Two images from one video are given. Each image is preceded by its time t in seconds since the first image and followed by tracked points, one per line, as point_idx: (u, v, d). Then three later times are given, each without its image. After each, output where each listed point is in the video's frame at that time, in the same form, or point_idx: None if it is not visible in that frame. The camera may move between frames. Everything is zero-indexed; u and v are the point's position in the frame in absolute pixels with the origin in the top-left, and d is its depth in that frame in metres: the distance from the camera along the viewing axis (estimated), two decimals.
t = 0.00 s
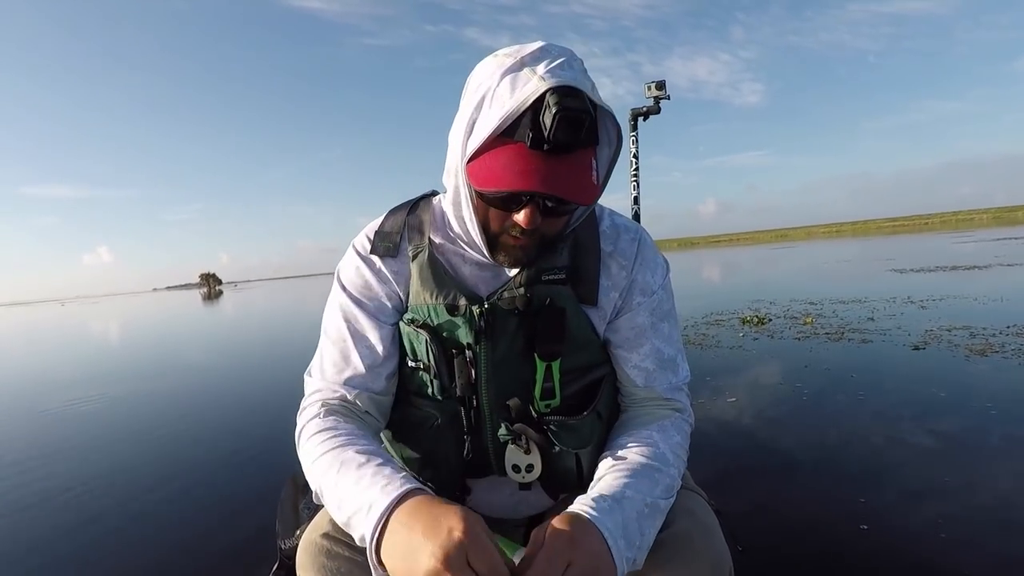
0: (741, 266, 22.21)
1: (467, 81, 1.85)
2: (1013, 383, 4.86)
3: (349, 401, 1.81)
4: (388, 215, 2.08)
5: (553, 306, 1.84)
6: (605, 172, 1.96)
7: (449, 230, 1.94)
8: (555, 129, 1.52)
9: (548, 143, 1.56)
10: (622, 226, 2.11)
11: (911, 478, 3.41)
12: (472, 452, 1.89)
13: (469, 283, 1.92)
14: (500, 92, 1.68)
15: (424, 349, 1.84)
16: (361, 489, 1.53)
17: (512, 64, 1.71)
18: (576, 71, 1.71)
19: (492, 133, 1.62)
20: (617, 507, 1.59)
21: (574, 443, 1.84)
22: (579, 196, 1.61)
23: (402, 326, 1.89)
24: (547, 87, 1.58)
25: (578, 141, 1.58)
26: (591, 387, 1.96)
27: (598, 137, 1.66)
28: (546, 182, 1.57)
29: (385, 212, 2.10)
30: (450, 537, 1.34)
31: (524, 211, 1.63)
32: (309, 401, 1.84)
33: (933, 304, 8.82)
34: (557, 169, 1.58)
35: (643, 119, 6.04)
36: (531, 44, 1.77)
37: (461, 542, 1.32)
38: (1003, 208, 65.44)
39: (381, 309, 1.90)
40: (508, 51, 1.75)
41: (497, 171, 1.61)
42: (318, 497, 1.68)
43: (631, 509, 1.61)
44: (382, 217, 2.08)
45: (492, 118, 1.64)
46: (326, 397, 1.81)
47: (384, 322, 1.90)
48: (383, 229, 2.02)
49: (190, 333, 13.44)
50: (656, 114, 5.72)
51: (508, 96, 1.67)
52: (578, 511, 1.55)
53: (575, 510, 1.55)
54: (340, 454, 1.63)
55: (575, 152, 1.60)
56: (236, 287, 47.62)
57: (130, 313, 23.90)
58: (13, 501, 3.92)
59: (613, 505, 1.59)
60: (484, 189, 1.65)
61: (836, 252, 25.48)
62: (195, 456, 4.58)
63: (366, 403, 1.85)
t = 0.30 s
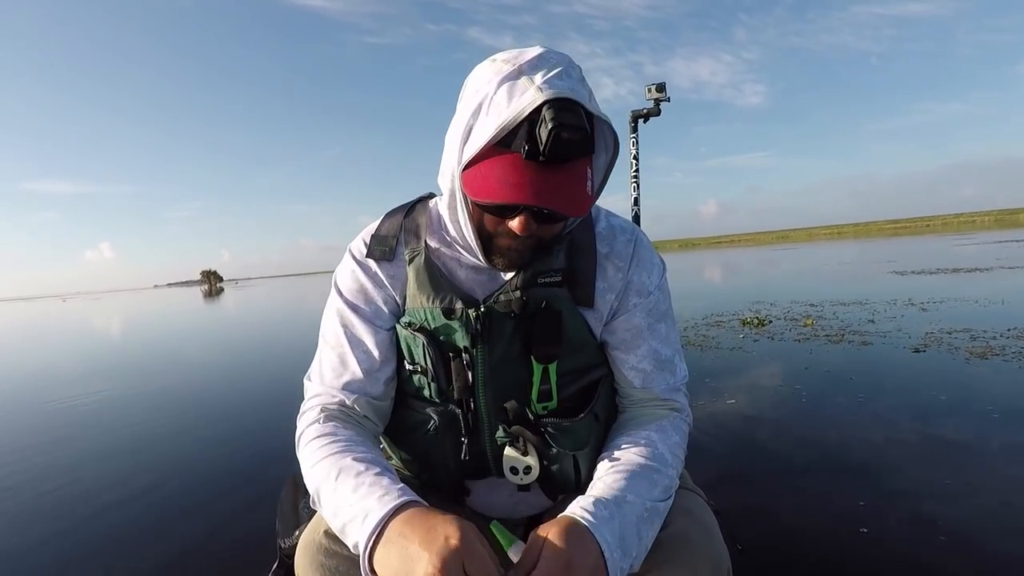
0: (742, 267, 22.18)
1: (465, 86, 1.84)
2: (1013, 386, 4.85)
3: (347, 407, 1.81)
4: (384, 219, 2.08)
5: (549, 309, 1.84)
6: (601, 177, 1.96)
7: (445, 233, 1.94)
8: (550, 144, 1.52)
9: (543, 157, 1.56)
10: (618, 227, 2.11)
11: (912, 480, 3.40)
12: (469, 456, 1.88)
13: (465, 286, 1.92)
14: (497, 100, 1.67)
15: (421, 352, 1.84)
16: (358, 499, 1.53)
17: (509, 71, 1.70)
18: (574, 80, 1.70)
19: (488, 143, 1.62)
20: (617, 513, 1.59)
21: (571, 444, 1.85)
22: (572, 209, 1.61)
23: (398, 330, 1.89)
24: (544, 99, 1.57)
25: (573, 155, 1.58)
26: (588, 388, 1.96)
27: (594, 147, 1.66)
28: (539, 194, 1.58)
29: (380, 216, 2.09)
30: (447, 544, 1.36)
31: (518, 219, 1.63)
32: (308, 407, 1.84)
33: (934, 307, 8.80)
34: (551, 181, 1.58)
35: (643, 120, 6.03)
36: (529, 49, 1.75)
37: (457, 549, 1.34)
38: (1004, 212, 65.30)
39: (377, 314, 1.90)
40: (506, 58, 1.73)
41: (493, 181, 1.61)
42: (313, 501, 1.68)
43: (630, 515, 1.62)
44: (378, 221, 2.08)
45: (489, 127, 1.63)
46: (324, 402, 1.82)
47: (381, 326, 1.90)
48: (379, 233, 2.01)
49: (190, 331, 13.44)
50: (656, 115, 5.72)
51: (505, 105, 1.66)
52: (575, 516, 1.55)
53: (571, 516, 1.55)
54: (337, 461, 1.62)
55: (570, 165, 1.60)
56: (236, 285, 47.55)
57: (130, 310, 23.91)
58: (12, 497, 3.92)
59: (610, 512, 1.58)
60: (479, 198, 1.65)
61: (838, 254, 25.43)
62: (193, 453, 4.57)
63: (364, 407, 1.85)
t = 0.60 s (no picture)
0: (743, 266, 22.15)
1: (464, 84, 1.83)
2: (1014, 385, 4.83)
3: (344, 408, 1.80)
4: (381, 218, 2.07)
5: (547, 309, 1.83)
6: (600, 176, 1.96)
7: (442, 233, 1.93)
8: (553, 145, 1.52)
9: (545, 157, 1.56)
10: (615, 226, 2.10)
11: (912, 480, 3.38)
12: (467, 456, 1.87)
13: (463, 286, 1.91)
14: (498, 99, 1.66)
15: (418, 353, 1.83)
16: (359, 502, 1.53)
17: (510, 70, 1.69)
18: (575, 80, 1.69)
19: (489, 143, 1.61)
20: (623, 520, 1.59)
21: (570, 445, 1.84)
22: (574, 210, 1.61)
23: (395, 330, 1.88)
24: (546, 99, 1.57)
25: (576, 156, 1.57)
26: (587, 388, 1.95)
27: (595, 148, 1.65)
28: (542, 195, 1.57)
29: (378, 215, 2.08)
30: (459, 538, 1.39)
31: (518, 219, 1.62)
32: (305, 407, 1.83)
33: (934, 306, 8.78)
34: (553, 182, 1.58)
35: (641, 119, 6.02)
36: (529, 48, 1.74)
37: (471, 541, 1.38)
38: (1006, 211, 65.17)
39: (375, 314, 1.89)
40: (507, 57, 1.73)
41: (494, 182, 1.60)
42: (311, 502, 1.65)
43: (636, 520, 1.61)
44: (375, 220, 2.07)
45: (490, 126, 1.62)
46: (322, 403, 1.81)
47: (378, 327, 1.89)
48: (376, 232, 2.00)
49: (190, 331, 13.44)
50: (654, 114, 5.70)
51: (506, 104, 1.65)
52: (580, 523, 1.54)
53: (576, 523, 1.54)
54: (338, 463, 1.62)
55: (572, 166, 1.59)
56: (237, 285, 47.61)
57: (131, 310, 23.92)
58: (13, 496, 3.92)
59: (615, 519, 1.57)
60: (480, 199, 1.64)
61: (839, 254, 25.39)
62: (192, 453, 4.57)
63: (362, 408, 1.85)
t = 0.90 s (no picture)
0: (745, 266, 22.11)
1: (464, 85, 1.83)
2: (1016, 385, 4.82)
3: (344, 409, 1.81)
4: (380, 219, 2.07)
5: (547, 309, 1.83)
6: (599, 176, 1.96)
7: (442, 234, 1.93)
8: (552, 146, 1.52)
9: (544, 158, 1.56)
10: (615, 226, 2.10)
11: (913, 480, 3.38)
12: (467, 457, 1.88)
13: (462, 287, 1.91)
14: (498, 100, 1.66)
15: (418, 353, 1.83)
16: (354, 515, 1.51)
17: (510, 71, 1.69)
18: (575, 81, 1.69)
19: (488, 143, 1.61)
20: (609, 508, 1.59)
21: (569, 446, 1.84)
22: (573, 211, 1.61)
23: (395, 331, 1.88)
24: (546, 100, 1.57)
25: (575, 157, 1.57)
26: (586, 388, 1.95)
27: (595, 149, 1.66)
28: (541, 196, 1.57)
29: (378, 216, 2.09)
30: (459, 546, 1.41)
31: (517, 220, 1.62)
32: (304, 408, 1.83)
33: (937, 306, 8.76)
34: (553, 183, 1.58)
35: (641, 119, 6.02)
36: (529, 50, 1.75)
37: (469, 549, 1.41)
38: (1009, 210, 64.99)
39: (374, 315, 1.90)
40: (507, 58, 1.73)
41: (493, 183, 1.60)
42: (309, 501, 1.62)
43: (623, 510, 1.61)
44: (375, 220, 2.08)
45: (490, 127, 1.62)
46: (321, 404, 1.81)
47: (378, 328, 1.90)
48: (376, 233, 2.01)
49: (192, 331, 13.46)
50: (654, 114, 5.70)
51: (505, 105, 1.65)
52: (566, 513, 1.55)
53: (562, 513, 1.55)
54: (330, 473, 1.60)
55: (572, 167, 1.60)
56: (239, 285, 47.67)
57: (133, 310, 23.98)
58: (16, 495, 3.94)
59: (602, 507, 1.58)
60: (479, 199, 1.64)
61: (841, 253, 25.33)
62: (193, 453, 4.57)
63: (361, 408, 1.85)
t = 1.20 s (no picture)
0: (747, 267, 22.07)
1: (462, 85, 1.83)
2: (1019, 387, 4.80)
3: (345, 409, 1.81)
4: (381, 218, 2.07)
5: (548, 309, 1.83)
6: (600, 175, 1.96)
7: (443, 233, 1.93)
8: (550, 144, 1.52)
9: (542, 157, 1.56)
10: (616, 227, 2.10)
11: (915, 482, 3.37)
12: (468, 455, 1.88)
13: (463, 286, 1.91)
14: (496, 99, 1.66)
15: (419, 352, 1.83)
16: (357, 514, 1.52)
17: (509, 70, 1.69)
18: (573, 80, 1.69)
19: (486, 142, 1.61)
20: (608, 509, 1.59)
21: (570, 445, 1.84)
22: (572, 209, 1.61)
23: (396, 330, 1.88)
24: (544, 99, 1.57)
25: (573, 155, 1.57)
26: (587, 388, 1.95)
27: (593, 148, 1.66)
28: (539, 194, 1.57)
29: (378, 215, 2.09)
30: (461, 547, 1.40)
31: (516, 219, 1.62)
32: (305, 408, 1.83)
33: (939, 307, 8.74)
34: (551, 181, 1.58)
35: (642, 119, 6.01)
36: (527, 49, 1.75)
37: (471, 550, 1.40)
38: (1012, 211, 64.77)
39: (375, 314, 1.90)
40: (505, 57, 1.73)
41: (491, 181, 1.60)
42: (316, 496, 1.61)
43: (623, 510, 1.61)
44: (376, 220, 2.08)
45: (488, 126, 1.62)
46: (321, 404, 1.81)
47: (379, 327, 1.90)
48: (377, 232, 2.01)
49: (194, 330, 13.48)
50: (655, 115, 5.70)
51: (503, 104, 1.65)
52: (565, 514, 1.54)
53: (561, 513, 1.54)
54: (333, 475, 1.60)
55: (570, 165, 1.59)
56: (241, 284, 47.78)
57: (136, 309, 24.04)
58: (18, 493, 3.95)
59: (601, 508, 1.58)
60: (477, 198, 1.64)
61: (844, 254, 25.27)
62: (194, 451, 4.58)
63: (362, 408, 1.85)
